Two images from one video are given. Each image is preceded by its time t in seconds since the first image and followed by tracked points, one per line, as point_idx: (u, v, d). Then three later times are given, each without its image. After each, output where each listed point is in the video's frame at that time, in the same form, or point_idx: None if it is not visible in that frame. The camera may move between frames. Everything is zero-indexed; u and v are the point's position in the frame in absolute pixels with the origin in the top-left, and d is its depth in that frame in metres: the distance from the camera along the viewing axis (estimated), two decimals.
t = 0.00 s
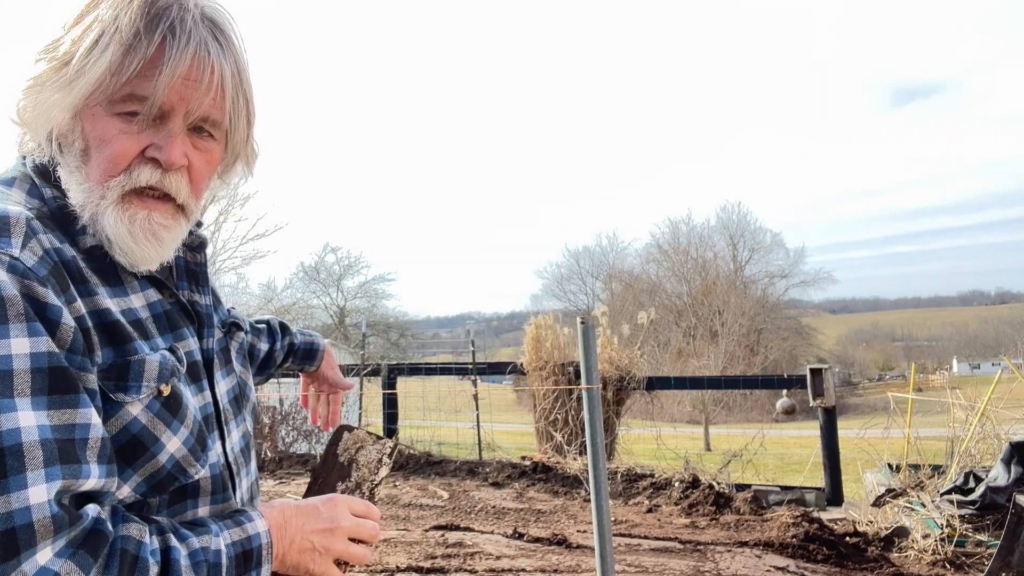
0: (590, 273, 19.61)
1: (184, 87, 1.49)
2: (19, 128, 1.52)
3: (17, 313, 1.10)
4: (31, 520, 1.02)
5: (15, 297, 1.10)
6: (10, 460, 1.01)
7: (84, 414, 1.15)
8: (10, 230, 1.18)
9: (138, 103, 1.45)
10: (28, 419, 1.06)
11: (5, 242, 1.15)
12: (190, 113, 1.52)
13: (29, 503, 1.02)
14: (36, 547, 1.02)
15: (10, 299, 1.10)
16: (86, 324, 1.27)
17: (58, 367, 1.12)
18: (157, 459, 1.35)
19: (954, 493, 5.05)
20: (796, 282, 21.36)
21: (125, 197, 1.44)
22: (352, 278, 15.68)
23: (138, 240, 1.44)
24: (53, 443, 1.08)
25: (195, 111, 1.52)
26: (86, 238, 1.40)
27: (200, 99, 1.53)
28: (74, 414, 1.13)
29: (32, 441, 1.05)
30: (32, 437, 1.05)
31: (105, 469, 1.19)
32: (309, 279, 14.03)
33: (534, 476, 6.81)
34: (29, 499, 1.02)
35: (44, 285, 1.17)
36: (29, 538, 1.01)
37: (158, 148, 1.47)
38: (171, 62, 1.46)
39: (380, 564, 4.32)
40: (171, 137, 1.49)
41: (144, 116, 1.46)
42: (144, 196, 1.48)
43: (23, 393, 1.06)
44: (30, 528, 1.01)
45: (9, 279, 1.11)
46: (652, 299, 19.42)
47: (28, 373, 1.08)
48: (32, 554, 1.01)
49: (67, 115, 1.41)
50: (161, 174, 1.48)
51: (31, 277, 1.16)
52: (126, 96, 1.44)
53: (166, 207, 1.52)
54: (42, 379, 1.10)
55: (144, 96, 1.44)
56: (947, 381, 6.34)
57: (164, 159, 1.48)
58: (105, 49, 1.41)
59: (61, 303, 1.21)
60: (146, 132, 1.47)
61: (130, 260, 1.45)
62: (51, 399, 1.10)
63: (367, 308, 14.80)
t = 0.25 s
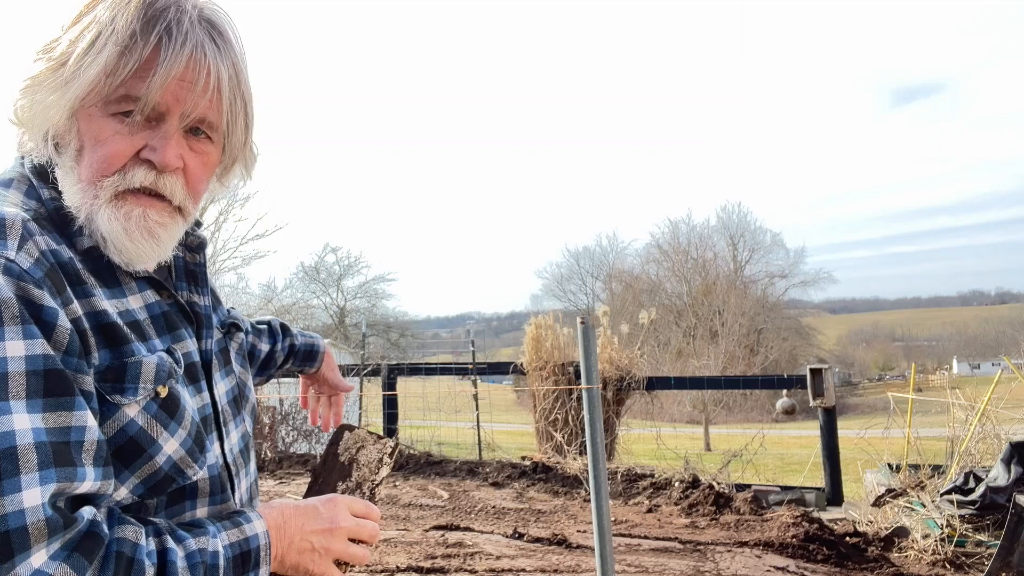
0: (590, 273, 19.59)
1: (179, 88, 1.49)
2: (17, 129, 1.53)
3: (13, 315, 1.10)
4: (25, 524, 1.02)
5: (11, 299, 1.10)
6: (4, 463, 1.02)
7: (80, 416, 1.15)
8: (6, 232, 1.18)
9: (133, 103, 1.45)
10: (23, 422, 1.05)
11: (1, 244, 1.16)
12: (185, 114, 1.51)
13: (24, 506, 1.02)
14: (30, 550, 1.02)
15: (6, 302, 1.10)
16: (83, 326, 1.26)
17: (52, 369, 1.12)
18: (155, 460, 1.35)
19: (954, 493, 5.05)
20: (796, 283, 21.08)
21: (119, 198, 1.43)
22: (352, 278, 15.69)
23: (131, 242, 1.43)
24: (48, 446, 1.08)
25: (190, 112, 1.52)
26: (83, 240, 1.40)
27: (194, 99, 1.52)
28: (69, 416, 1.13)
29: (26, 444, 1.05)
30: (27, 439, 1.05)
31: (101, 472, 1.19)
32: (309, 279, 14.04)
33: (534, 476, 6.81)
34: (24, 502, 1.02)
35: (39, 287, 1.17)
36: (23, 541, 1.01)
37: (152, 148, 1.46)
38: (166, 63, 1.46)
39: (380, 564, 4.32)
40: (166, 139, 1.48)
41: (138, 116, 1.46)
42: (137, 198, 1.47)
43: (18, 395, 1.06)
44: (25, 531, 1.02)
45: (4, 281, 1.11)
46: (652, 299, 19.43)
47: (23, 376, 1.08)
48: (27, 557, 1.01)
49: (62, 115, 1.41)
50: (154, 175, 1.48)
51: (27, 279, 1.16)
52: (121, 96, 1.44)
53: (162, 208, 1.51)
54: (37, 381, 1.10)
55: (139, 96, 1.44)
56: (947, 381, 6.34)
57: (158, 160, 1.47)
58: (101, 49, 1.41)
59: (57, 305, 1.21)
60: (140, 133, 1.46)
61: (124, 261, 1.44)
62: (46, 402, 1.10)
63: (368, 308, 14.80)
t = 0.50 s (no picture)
0: (590, 273, 19.58)
1: (183, 92, 1.50)
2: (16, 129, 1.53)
3: (9, 319, 1.10)
4: (21, 529, 1.02)
5: (7, 303, 1.10)
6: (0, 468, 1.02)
7: (78, 420, 1.15)
8: (3, 235, 1.18)
9: (137, 106, 1.45)
10: (20, 426, 1.06)
11: None
12: (188, 117, 1.52)
13: (20, 512, 1.02)
14: (27, 555, 1.02)
15: (3, 306, 1.10)
16: (81, 327, 1.26)
17: (50, 373, 1.12)
18: (156, 461, 1.35)
19: (954, 493, 5.05)
20: (796, 283, 21.19)
21: (121, 200, 1.44)
22: (352, 278, 15.69)
23: (133, 245, 1.44)
24: (45, 450, 1.08)
25: (193, 116, 1.52)
26: (82, 240, 1.40)
27: (198, 102, 1.52)
28: (67, 420, 1.13)
29: (22, 449, 1.05)
30: (23, 444, 1.05)
31: (100, 475, 1.19)
32: (309, 279, 14.05)
33: (534, 476, 6.81)
34: (20, 507, 1.02)
35: (37, 290, 1.17)
36: (20, 546, 1.01)
37: (154, 151, 1.47)
38: (170, 67, 1.47)
39: (380, 564, 4.32)
40: (168, 142, 1.49)
41: (142, 119, 1.46)
42: (140, 201, 1.48)
43: (15, 399, 1.06)
44: (21, 536, 1.01)
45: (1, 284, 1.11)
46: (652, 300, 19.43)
47: (20, 380, 1.08)
48: (24, 562, 1.02)
49: (64, 117, 1.42)
50: (157, 178, 1.48)
51: (24, 282, 1.16)
52: (124, 99, 1.45)
53: (163, 211, 1.52)
54: (34, 384, 1.09)
55: (144, 99, 1.45)
56: (947, 381, 6.35)
57: (160, 163, 1.48)
58: (106, 51, 1.41)
59: (55, 307, 1.21)
60: (143, 136, 1.47)
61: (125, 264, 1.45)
62: (43, 406, 1.10)
63: (368, 308, 14.80)
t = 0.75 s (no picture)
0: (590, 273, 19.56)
1: (147, 46, 1.49)
2: None
3: (16, 317, 1.09)
4: (34, 529, 1.02)
5: (15, 301, 1.10)
6: (12, 467, 1.02)
7: (89, 417, 1.15)
8: (9, 234, 1.18)
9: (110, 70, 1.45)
10: (30, 425, 1.06)
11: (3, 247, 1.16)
12: (162, 71, 1.52)
13: (32, 512, 1.02)
14: (39, 555, 1.02)
15: (9, 303, 1.09)
16: (88, 323, 1.26)
17: (58, 370, 1.12)
18: (168, 455, 1.35)
19: (954, 493, 5.05)
20: (796, 283, 21.21)
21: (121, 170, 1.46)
22: (352, 278, 15.68)
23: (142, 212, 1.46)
24: (56, 448, 1.08)
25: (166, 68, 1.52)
26: (90, 231, 1.39)
27: (167, 52, 1.52)
28: (79, 417, 1.13)
29: (34, 448, 1.05)
30: (34, 443, 1.05)
31: (112, 472, 1.19)
32: (309, 279, 14.04)
33: (534, 476, 6.81)
34: (32, 507, 1.02)
35: (43, 287, 1.17)
36: (33, 547, 1.02)
37: (139, 114, 1.48)
38: (126, 23, 1.46)
39: (380, 564, 4.32)
40: (150, 100, 1.50)
41: (117, 82, 1.46)
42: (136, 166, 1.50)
43: (24, 398, 1.07)
44: (34, 536, 1.02)
45: (8, 282, 1.11)
46: (652, 300, 19.42)
47: (29, 377, 1.08)
48: (37, 561, 1.02)
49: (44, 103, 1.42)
50: (150, 140, 1.50)
51: (30, 279, 1.16)
52: (95, 69, 1.45)
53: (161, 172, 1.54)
54: (44, 382, 1.10)
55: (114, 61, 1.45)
56: (947, 381, 6.34)
57: (150, 124, 1.49)
58: (61, 20, 1.40)
59: (61, 304, 1.20)
60: (124, 102, 1.48)
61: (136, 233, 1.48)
62: (54, 404, 1.10)
63: (368, 308, 14.79)
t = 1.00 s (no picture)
0: (590, 273, 19.58)
1: (155, 65, 1.47)
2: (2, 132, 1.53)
3: None
4: None
5: None
6: None
7: (18, 422, 1.07)
8: None
9: (113, 86, 1.44)
10: None
11: None
12: (166, 90, 1.50)
13: None
14: None
15: None
16: (72, 316, 1.25)
17: None
18: (161, 447, 1.35)
19: (954, 493, 5.04)
20: (797, 283, 21.07)
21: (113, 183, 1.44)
22: (352, 278, 15.69)
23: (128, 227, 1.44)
24: None
25: (171, 89, 1.50)
26: (78, 227, 1.40)
27: (171, 73, 1.50)
28: (6, 422, 1.06)
29: None
30: None
31: (37, 488, 1.09)
32: (310, 279, 14.05)
33: (534, 476, 6.81)
34: None
35: (18, 277, 1.16)
36: None
37: (137, 131, 1.46)
38: (136, 41, 1.44)
39: (380, 564, 4.32)
40: (149, 119, 1.47)
41: (118, 98, 1.45)
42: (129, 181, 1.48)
43: None
44: None
45: None
46: (652, 300, 19.44)
47: None
48: None
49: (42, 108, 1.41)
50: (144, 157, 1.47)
51: (6, 270, 1.14)
52: (97, 81, 1.43)
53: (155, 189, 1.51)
54: None
55: (116, 79, 1.43)
56: (947, 381, 6.34)
57: (145, 143, 1.47)
58: (69, 34, 1.39)
59: (43, 296, 1.20)
60: (123, 116, 1.46)
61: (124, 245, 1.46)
62: None
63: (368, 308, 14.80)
